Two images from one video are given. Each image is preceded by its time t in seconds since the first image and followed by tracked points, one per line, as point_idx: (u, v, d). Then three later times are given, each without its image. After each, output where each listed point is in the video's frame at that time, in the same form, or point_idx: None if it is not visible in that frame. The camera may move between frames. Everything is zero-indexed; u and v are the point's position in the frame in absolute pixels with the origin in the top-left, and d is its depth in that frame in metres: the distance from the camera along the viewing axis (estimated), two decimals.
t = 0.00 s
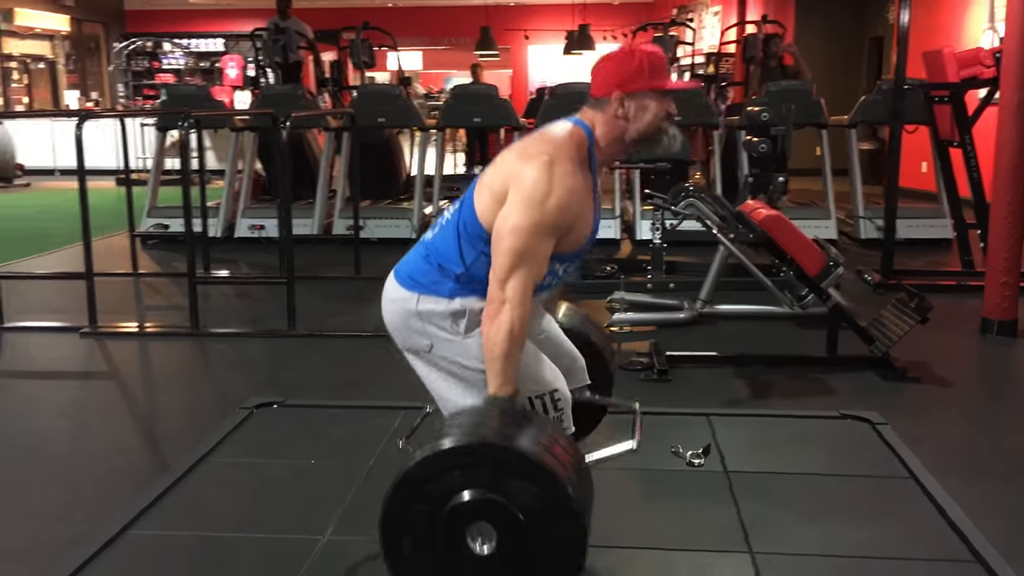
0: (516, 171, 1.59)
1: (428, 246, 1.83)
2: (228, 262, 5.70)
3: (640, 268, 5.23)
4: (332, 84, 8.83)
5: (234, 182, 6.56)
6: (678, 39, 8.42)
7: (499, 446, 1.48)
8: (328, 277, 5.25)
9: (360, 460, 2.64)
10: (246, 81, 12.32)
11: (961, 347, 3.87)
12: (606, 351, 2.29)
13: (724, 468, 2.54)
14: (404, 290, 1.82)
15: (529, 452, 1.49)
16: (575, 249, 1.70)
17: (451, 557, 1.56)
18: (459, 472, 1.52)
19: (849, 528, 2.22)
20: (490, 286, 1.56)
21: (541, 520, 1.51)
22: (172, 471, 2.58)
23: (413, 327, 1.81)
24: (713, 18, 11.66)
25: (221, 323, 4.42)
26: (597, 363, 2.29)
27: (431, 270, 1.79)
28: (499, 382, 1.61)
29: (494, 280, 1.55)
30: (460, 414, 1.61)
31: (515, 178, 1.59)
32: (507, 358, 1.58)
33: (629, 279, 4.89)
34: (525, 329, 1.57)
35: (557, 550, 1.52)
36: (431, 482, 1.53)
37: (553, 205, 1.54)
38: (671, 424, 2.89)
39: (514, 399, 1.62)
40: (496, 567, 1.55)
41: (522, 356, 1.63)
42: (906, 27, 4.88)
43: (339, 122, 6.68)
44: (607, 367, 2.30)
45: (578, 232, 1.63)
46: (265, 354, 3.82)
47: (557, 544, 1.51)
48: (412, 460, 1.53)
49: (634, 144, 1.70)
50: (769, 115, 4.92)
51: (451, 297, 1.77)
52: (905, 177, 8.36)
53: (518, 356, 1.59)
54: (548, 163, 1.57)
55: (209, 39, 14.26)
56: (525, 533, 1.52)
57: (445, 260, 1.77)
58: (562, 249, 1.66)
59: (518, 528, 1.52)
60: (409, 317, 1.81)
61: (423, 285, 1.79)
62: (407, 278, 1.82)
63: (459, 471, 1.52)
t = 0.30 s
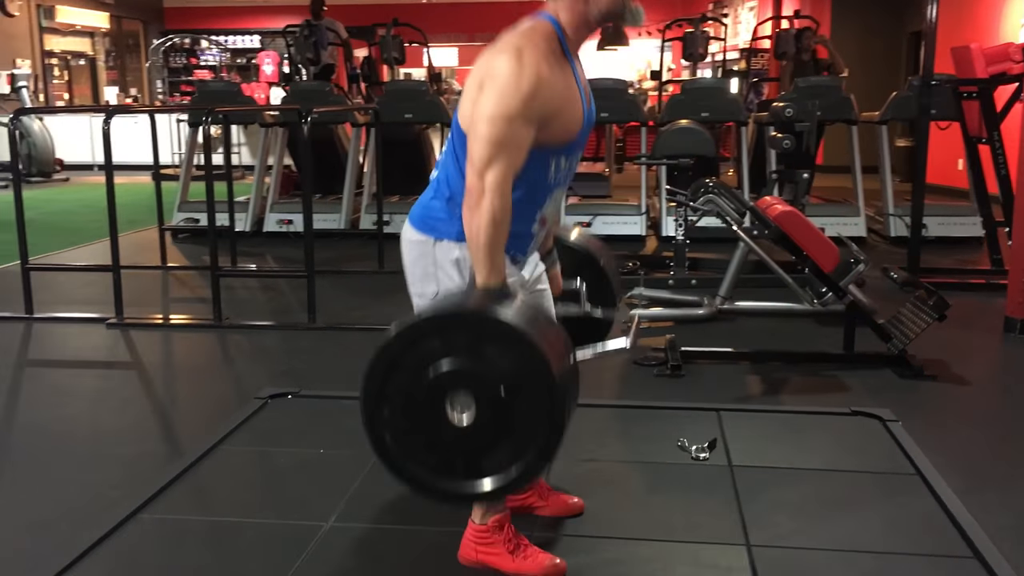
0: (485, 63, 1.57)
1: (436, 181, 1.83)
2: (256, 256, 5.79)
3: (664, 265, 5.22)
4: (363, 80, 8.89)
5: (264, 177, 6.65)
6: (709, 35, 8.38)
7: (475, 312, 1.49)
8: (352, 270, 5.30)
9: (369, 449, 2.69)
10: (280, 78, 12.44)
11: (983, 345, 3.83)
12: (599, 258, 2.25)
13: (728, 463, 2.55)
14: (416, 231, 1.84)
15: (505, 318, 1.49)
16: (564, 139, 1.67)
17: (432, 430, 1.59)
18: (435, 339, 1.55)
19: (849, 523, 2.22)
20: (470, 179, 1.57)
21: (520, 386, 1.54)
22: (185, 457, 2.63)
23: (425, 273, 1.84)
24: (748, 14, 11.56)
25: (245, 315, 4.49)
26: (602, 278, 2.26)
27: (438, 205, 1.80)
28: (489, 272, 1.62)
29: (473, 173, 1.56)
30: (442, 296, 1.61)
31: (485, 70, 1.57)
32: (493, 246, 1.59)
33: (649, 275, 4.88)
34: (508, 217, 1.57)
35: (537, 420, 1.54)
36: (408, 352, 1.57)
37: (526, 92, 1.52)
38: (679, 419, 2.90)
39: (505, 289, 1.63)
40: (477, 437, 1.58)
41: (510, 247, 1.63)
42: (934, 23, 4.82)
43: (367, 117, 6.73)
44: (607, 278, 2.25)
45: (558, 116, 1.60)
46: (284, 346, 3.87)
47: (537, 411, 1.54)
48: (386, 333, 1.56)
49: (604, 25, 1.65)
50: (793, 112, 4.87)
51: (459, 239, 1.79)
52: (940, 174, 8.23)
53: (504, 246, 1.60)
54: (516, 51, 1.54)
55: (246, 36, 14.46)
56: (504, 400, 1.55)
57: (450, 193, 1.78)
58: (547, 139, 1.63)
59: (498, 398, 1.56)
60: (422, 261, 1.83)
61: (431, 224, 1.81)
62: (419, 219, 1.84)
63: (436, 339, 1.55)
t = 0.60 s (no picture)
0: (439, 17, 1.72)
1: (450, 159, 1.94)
2: (276, 249, 5.85)
3: (680, 259, 5.22)
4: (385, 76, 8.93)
5: (285, 171, 6.72)
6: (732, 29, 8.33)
7: (462, 244, 1.61)
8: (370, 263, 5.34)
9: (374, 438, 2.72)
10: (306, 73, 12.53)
11: (997, 339, 3.81)
12: (599, 212, 2.47)
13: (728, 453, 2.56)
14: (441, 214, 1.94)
15: (488, 248, 1.62)
16: (534, 76, 1.79)
17: (416, 367, 1.69)
18: (422, 274, 1.67)
19: (845, 514, 2.23)
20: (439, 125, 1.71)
21: (501, 318, 1.64)
22: (193, 444, 2.68)
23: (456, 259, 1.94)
24: (774, 8, 11.47)
25: (262, 306, 4.55)
26: (601, 234, 2.49)
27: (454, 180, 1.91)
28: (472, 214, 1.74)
29: (443, 116, 1.70)
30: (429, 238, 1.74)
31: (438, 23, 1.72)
32: (472, 186, 1.72)
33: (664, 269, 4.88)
34: (481, 154, 1.70)
35: (521, 353, 1.64)
36: (394, 288, 1.68)
37: (478, 32, 1.65)
38: (684, 410, 2.91)
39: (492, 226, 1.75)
40: (457, 373, 1.67)
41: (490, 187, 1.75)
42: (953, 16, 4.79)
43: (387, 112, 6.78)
44: (607, 230, 2.47)
45: (515, 52, 1.73)
46: (298, 337, 3.92)
47: (519, 342, 1.64)
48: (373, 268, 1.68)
49: None
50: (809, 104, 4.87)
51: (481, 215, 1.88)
52: (965, 170, 8.14)
53: (483, 183, 1.72)
54: None
55: (273, 32, 14.58)
56: (485, 332, 1.65)
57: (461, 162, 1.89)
58: (510, 79, 1.76)
59: (483, 334, 1.65)
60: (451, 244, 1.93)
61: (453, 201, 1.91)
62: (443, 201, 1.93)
63: (421, 273, 1.67)
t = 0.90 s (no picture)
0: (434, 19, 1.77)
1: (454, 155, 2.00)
2: (290, 244, 5.93)
3: (689, 254, 5.26)
4: (400, 73, 8.99)
5: (300, 168, 6.79)
6: (745, 26, 8.35)
7: (457, 240, 1.68)
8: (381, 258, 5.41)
9: (382, 426, 2.79)
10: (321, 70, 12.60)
11: (1001, 331, 3.84)
12: (594, 208, 2.54)
13: (728, 442, 2.62)
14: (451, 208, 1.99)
15: (482, 244, 1.68)
16: (529, 75, 1.86)
17: (416, 360, 1.75)
18: (420, 271, 1.73)
19: (840, 501, 2.28)
20: (439, 126, 1.77)
21: (496, 311, 1.71)
22: (206, 432, 2.76)
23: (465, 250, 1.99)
24: (789, 5, 11.46)
25: (276, 300, 4.63)
26: (598, 230, 2.57)
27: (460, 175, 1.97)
28: (472, 211, 1.80)
29: (443, 118, 1.76)
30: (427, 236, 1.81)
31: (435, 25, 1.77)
32: (470, 184, 1.78)
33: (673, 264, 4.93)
34: (480, 154, 1.76)
35: (516, 345, 1.70)
36: (393, 284, 1.75)
37: (474, 35, 1.71)
38: (686, 401, 2.96)
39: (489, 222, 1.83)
40: (455, 365, 1.73)
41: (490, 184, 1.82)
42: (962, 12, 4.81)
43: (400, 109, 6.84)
44: (601, 225, 2.54)
45: (509, 52, 1.79)
46: (310, 329, 3.99)
47: (514, 334, 1.70)
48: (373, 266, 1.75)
49: None
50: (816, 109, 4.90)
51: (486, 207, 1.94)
52: (978, 166, 8.13)
53: (481, 181, 1.79)
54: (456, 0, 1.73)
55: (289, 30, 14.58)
56: (481, 326, 1.71)
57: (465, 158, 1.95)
58: (507, 79, 1.83)
59: (480, 326, 1.71)
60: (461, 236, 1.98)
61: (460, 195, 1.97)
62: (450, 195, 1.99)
63: (418, 270, 1.73)
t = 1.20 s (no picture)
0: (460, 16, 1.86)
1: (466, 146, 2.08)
2: (305, 237, 6.02)
3: (697, 248, 5.34)
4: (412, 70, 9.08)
5: (314, 163, 6.89)
6: (755, 23, 8.41)
7: (475, 228, 1.76)
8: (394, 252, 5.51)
9: (398, 410, 2.89)
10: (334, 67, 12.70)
11: (1003, 323, 3.91)
12: (602, 203, 2.62)
13: (732, 426, 2.70)
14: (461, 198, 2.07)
15: (499, 232, 1.76)
16: (547, 74, 1.95)
17: (435, 342, 1.84)
18: (441, 257, 1.82)
19: (840, 481, 2.36)
20: (463, 119, 1.85)
21: (513, 297, 1.79)
22: (229, 415, 2.86)
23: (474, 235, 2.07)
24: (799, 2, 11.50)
25: (292, 291, 4.73)
26: (604, 224, 2.66)
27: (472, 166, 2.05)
28: (489, 201, 1.89)
29: (466, 111, 1.85)
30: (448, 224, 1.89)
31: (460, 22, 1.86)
32: (490, 177, 1.87)
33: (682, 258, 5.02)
34: (500, 147, 1.85)
35: (531, 329, 1.78)
36: (415, 269, 1.84)
37: (500, 32, 1.80)
38: (693, 387, 3.05)
39: (505, 213, 1.90)
40: (473, 348, 1.82)
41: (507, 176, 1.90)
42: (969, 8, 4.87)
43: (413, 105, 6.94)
44: (609, 219, 2.63)
45: (530, 51, 1.88)
46: (326, 319, 4.09)
47: (528, 318, 1.78)
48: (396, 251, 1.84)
49: None
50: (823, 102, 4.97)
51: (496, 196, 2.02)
52: (987, 162, 8.16)
53: (499, 173, 1.88)
54: None
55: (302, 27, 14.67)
56: (498, 310, 1.80)
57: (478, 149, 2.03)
58: (528, 77, 1.92)
59: (496, 310, 1.80)
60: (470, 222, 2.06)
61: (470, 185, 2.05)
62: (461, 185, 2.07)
63: (440, 256, 1.82)
